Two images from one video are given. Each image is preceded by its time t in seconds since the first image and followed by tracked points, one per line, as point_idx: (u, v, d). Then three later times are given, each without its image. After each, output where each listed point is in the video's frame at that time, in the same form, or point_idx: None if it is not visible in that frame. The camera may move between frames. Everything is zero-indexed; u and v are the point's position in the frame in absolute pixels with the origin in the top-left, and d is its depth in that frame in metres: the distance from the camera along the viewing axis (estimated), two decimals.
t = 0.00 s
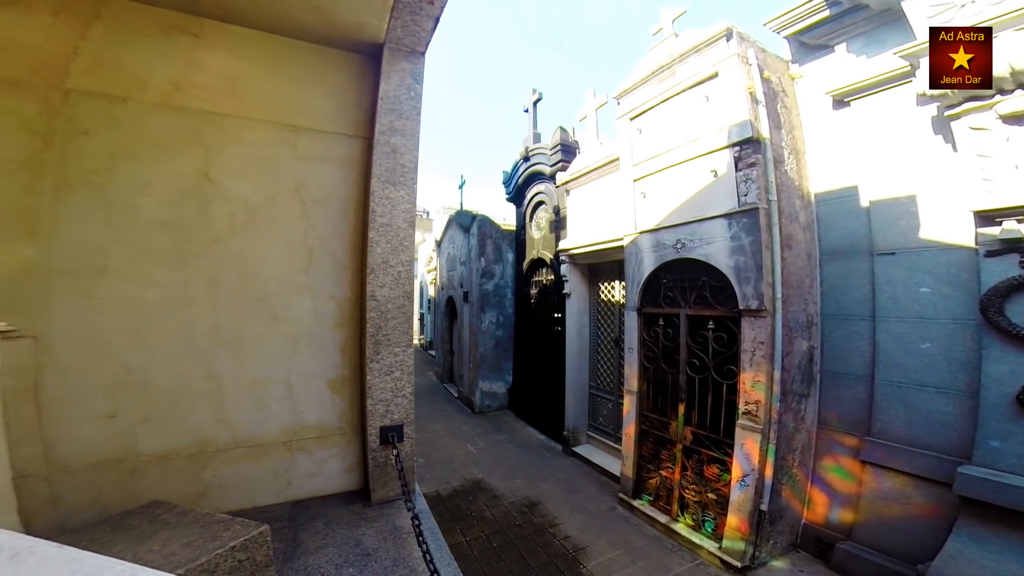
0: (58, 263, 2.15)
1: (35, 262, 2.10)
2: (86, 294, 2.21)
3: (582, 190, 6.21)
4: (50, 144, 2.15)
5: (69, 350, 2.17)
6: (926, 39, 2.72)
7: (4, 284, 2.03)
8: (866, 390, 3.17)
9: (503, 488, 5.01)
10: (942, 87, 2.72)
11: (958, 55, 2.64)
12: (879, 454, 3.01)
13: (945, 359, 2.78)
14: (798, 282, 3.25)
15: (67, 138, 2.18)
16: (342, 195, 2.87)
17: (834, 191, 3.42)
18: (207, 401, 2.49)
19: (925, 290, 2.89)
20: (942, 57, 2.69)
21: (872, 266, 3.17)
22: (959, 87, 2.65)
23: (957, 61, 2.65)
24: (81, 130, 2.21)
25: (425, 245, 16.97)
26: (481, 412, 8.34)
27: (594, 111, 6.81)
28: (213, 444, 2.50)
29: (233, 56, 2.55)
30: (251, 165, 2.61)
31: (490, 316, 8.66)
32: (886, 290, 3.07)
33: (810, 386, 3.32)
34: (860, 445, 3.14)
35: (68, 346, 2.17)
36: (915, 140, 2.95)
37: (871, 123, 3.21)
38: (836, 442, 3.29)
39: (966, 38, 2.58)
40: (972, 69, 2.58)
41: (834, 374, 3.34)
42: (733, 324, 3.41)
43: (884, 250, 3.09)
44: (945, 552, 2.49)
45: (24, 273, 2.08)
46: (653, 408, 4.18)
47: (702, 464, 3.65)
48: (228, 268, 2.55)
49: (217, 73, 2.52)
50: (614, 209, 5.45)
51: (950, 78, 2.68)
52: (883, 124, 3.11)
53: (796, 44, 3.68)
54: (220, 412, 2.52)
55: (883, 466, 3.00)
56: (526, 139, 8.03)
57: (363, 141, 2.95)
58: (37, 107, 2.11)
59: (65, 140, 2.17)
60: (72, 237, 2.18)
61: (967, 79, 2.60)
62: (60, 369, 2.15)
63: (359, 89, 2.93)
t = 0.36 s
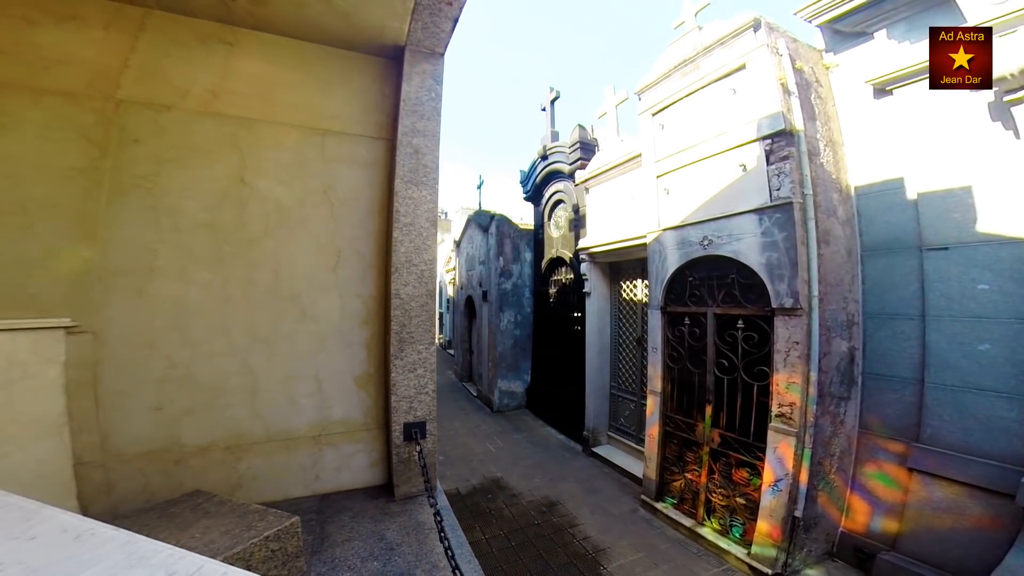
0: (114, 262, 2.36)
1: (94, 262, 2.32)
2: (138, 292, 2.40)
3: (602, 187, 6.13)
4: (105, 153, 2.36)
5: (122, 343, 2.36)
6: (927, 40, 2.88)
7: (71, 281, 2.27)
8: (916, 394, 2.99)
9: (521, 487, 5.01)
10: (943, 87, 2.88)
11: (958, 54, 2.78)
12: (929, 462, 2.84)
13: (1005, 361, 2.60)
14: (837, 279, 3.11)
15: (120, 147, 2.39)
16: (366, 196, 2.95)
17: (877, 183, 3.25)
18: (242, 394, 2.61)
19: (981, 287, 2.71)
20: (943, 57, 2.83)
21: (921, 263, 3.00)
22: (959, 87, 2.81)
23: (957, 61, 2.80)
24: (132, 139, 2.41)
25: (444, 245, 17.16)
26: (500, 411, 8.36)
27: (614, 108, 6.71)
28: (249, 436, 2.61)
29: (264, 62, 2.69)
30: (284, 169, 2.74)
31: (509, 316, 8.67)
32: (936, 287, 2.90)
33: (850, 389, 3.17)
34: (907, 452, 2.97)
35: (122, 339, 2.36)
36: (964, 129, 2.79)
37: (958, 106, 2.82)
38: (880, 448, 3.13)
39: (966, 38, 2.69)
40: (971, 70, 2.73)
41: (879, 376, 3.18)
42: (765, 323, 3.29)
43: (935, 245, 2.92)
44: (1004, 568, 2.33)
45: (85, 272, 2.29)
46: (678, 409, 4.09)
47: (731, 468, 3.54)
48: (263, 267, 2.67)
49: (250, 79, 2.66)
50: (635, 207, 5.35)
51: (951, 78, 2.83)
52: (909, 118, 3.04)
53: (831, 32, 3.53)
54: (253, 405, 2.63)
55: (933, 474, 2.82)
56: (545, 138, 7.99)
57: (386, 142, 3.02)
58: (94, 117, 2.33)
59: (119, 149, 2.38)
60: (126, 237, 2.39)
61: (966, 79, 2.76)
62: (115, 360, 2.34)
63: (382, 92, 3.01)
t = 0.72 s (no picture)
0: (158, 262, 2.48)
1: (142, 261, 2.44)
2: (179, 290, 2.51)
3: (622, 185, 6.04)
4: (151, 158, 2.48)
5: (165, 339, 2.48)
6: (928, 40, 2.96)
7: (121, 280, 2.39)
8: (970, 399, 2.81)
9: (539, 487, 4.99)
10: (943, 87, 2.96)
11: (958, 55, 2.86)
12: (983, 472, 2.66)
13: None
14: (878, 277, 2.95)
15: (163, 152, 2.51)
16: (389, 196, 3.00)
17: (925, 175, 3.08)
18: (272, 389, 2.69)
19: None
20: (943, 57, 2.91)
21: (976, 259, 2.81)
22: (958, 87, 2.89)
23: (957, 61, 2.88)
24: (175, 144, 2.53)
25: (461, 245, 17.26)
26: (517, 410, 8.35)
27: (634, 105, 6.60)
28: (280, 430, 2.69)
29: (293, 67, 2.77)
30: (313, 170, 2.81)
31: (526, 315, 8.65)
32: (996, 284, 2.71)
33: (893, 393, 3.03)
34: (959, 461, 2.80)
35: (165, 335, 2.48)
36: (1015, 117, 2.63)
37: (947, 106, 2.95)
38: (928, 456, 2.97)
39: (966, 38, 2.78)
40: (971, 70, 2.82)
41: (927, 379, 3.01)
42: (799, 323, 3.17)
43: (991, 240, 2.74)
44: None
45: (133, 271, 2.42)
46: (703, 411, 3.99)
47: (760, 472, 3.44)
48: (293, 266, 2.75)
49: (280, 84, 2.75)
50: (656, 205, 5.25)
51: (950, 78, 2.91)
52: (960, 109, 2.88)
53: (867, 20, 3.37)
54: (283, 400, 2.71)
55: (987, 485, 2.65)
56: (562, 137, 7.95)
57: (408, 143, 3.06)
58: (140, 124, 2.46)
59: (162, 154, 2.51)
60: (171, 239, 2.51)
61: (966, 79, 2.85)
62: (159, 355, 2.46)
63: (404, 94, 3.06)
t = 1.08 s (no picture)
0: (206, 262, 2.62)
1: (192, 261, 2.60)
2: (223, 289, 2.64)
3: (647, 183, 5.91)
4: (199, 164, 2.63)
5: (211, 335, 2.60)
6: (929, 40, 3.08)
7: (174, 279, 2.56)
8: None
9: (561, 488, 4.95)
10: (944, 86, 3.07)
11: (959, 55, 2.98)
12: None
13: None
14: (936, 275, 2.73)
15: (210, 158, 2.65)
16: (416, 197, 3.05)
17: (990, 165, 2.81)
18: (308, 385, 2.78)
19: None
20: (943, 58, 3.04)
21: None
22: (959, 86, 2.99)
23: (957, 61, 2.99)
24: (219, 150, 2.66)
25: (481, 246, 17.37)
26: (538, 410, 8.33)
27: (659, 100, 6.44)
28: (314, 424, 2.78)
29: (326, 73, 2.86)
30: (345, 173, 2.89)
31: (547, 315, 8.63)
32: None
33: (953, 399, 2.80)
34: None
35: (212, 331, 2.60)
36: None
37: (953, 103, 3.03)
38: (994, 467, 2.68)
39: (966, 39, 2.89)
40: (971, 70, 2.91)
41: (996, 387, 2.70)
42: (844, 324, 3.01)
43: None
44: None
45: (185, 271, 2.57)
46: (736, 415, 3.86)
47: (800, 479, 3.29)
48: (327, 266, 2.83)
49: (313, 89, 2.84)
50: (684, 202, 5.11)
51: (950, 78, 3.03)
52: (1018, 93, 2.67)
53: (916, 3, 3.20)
54: (317, 395, 2.80)
55: None
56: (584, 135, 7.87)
57: (434, 144, 3.10)
58: (190, 132, 2.61)
59: (209, 160, 2.65)
60: (216, 240, 2.64)
61: (966, 79, 2.95)
62: (207, 351, 2.59)
63: (429, 95, 3.10)
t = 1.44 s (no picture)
0: (249, 265, 2.74)
1: (238, 264, 2.72)
2: (266, 290, 2.76)
3: (674, 181, 5.72)
4: (244, 170, 2.76)
5: (255, 334, 2.72)
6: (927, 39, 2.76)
7: (222, 281, 2.69)
8: None
9: (585, 490, 4.87)
10: (945, 86, 2.70)
11: (958, 55, 2.70)
12: None
13: None
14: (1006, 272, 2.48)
15: (253, 165, 2.77)
16: (443, 198, 3.10)
17: None
18: (343, 382, 2.87)
19: None
20: (943, 57, 2.71)
21: None
22: (960, 86, 2.68)
23: (957, 61, 2.70)
24: (261, 157, 2.78)
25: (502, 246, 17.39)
26: (560, 412, 8.25)
27: (687, 96, 6.26)
28: (348, 421, 2.87)
29: (357, 79, 2.96)
30: (375, 176, 2.97)
31: (570, 316, 8.53)
32: None
33: None
34: None
35: (256, 329, 2.73)
36: None
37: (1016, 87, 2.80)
38: None
39: (967, 38, 2.65)
40: (971, 69, 2.68)
41: None
42: (897, 325, 2.84)
43: None
44: None
45: (232, 273, 2.70)
46: (775, 420, 3.71)
47: (846, 489, 3.12)
48: (360, 268, 2.91)
49: (345, 96, 2.94)
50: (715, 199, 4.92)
51: (951, 78, 2.69)
52: None
53: None
54: (352, 393, 2.88)
55: None
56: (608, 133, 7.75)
57: (459, 146, 3.14)
58: (235, 140, 2.75)
59: (251, 167, 2.77)
60: (259, 244, 2.76)
61: (966, 79, 2.67)
62: (251, 349, 2.71)
63: (454, 98, 3.15)
